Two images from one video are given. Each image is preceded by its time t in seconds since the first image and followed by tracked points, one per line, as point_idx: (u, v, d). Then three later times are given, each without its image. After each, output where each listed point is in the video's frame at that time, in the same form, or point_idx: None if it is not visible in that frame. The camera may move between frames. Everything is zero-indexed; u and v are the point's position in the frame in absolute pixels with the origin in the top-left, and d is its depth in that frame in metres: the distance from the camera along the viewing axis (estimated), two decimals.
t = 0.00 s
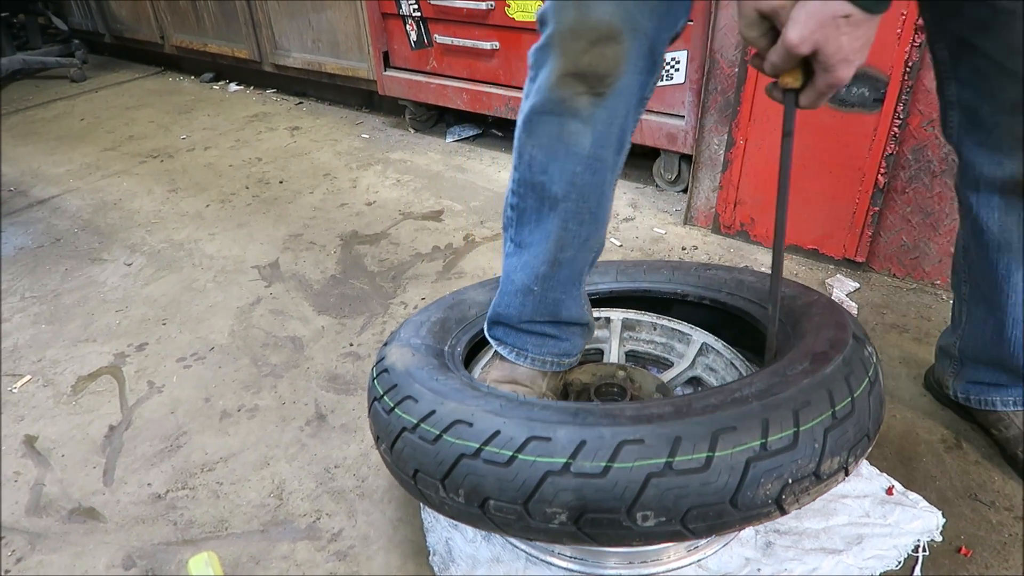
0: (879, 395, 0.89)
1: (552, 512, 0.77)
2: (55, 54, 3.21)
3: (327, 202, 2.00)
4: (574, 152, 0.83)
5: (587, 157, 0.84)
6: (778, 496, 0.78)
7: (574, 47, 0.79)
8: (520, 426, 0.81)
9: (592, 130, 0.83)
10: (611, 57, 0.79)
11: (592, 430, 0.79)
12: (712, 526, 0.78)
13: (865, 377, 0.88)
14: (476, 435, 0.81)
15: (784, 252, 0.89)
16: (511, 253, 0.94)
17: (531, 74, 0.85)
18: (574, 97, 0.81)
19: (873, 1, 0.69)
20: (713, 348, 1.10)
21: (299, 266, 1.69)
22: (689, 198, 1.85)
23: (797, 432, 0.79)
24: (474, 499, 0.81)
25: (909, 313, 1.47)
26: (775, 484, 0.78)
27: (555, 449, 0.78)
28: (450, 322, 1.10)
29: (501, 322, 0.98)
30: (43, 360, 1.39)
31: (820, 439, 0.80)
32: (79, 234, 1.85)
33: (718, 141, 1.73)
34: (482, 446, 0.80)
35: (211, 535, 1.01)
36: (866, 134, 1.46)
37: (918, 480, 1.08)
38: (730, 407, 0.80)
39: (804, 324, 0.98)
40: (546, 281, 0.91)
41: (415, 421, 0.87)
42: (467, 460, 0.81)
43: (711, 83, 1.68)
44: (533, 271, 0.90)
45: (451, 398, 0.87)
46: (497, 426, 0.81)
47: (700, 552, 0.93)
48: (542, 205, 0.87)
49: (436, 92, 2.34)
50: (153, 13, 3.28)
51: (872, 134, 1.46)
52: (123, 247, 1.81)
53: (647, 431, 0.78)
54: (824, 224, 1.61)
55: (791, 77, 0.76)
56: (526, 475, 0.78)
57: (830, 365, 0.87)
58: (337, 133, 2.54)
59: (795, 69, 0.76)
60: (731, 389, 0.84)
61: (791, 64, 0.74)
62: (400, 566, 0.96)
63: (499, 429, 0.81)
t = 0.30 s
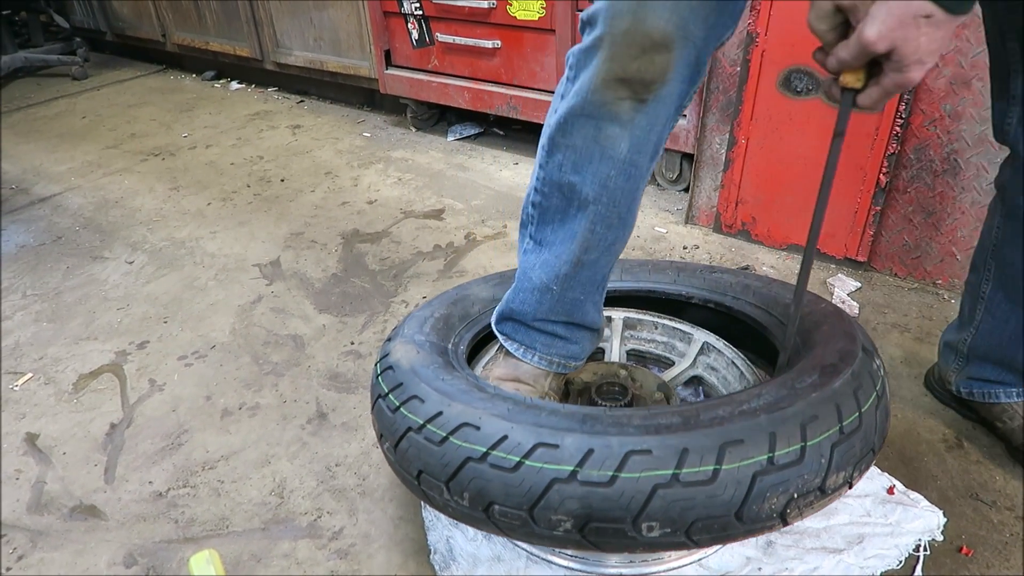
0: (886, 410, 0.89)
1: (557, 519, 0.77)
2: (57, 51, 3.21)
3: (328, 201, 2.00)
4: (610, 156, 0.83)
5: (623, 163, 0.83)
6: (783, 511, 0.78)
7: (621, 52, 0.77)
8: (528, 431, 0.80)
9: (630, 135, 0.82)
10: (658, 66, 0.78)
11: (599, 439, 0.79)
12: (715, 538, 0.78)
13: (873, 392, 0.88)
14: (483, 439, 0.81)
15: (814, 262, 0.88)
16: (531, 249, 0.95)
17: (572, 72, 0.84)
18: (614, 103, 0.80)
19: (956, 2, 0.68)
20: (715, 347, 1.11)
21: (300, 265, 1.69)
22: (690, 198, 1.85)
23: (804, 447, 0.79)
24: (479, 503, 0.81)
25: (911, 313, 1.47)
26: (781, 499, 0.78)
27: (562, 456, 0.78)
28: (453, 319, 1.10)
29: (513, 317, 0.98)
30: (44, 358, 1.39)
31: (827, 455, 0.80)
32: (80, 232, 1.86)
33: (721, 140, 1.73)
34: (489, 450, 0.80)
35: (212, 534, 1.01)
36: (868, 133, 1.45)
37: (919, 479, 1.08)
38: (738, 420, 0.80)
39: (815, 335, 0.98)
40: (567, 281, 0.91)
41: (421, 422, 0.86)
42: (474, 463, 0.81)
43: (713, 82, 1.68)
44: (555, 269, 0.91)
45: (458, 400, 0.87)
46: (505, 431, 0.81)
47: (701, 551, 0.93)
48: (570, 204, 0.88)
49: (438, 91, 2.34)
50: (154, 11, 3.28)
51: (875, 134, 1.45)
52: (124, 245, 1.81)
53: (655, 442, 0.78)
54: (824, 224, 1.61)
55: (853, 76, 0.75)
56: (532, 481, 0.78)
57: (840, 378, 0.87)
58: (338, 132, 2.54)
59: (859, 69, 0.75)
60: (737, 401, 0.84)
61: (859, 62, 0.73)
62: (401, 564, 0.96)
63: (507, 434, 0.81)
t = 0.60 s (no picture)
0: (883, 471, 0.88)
1: (552, 546, 0.77)
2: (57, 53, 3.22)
3: (328, 202, 2.00)
4: (603, 180, 0.82)
5: (615, 187, 0.83)
6: (776, 558, 0.78)
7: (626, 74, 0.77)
8: (531, 454, 0.80)
9: (624, 162, 0.81)
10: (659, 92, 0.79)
11: (601, 471, 0.78)
12: None
13: (874, 447, 0.88)
14: (484, 456, 0.81)
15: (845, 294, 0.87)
16: (525, 258, 0.93)
17: (575, 89, 0.83)
18: (613, 125, 0.80)
19: None
20: (715, 348, 1.14)
21: (301, 265, 1.69)
22: (690, 198, 1.85)
23: (803, 498, 0.79)
24: (475, 519, 0.81)
25: (911, 313, 1.47)
26: (776, 547, 0.78)
27: (564, 484, 0.78)
28: (459, 317, 1.10)
29: (511, 320, 0.98)
30: (44, 358, 1.39)
31: (824, 507, 0.80)
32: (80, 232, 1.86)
33: (721, 141, 1.72)
34: (491, 468, 0.80)
35: (213, 534, 1.01)
36: (869, 133, 1.47)
37: (920, 480, 1.08)
38: (741, 465, 0.79)
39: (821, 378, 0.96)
40: (560, 295, 0.91)
41: (423, 429, 0.87)
42: (474, 480, 0.81)
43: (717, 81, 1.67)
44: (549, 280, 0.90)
45: (463, 412, 0.87)
46: (508, 452, 0.81)
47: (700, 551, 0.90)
48: (562, 220, 0.86)
49: (438, 92, 2.34)
50: (154, 12, 3.28)
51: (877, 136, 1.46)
52: (125, 246, 1.81)
53: (658, 480, 0.78)
54: (824, 224, 1.61)
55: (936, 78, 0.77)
56: (531, 505, 0.78)
57: (844, 431, 0.86)
58: (339, 132, 2.54)
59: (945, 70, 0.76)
60: (742, 445, 0.83)
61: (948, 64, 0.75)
62: (401, 565, 0.96)
63: (510, 454, 0.81)
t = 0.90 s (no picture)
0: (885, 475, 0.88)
1: (553, 547, 0.77)
2: (58, 51, 3.22)
3: (329, 200, 2.00)
4: (626, 165, 0.83)
5: (638, 173, 0.83)
6: (777, 566, 0.78)
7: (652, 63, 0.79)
8: (535, 456, 0.80)
9: (647, 147, 0.82)
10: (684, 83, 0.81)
11: (605, 474, 0.78)
12: None
13: (876, 456, 0.87)
14: (488, 456, 0.81)
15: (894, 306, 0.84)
16: (542, 247, 0.93)
17: (603, 78, 0.85)
18: (638, 112, 0.81)
19: None
20: (716, 347, 1.15)
21: (302, 264, 1.69)
22: (691, 197, 1.85)
23: (805, 507, 0.78)
24: (476, 519, 0.81)
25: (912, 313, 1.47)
26: (777, 555, 0.77)
27: (567, 486, 0.78)
28: (461, 314, 1.11)
29: (523, 314, 0.99)
30: (45, 357, 1.39)
31: (826, 516, 0.79)
32: (81, 231, 1.86)
33: (721, 140, 1.72)
34: (494, 469, 0.80)
35: (213, 533, 1.01)
36: (871, 132, 1.47)
37: (921, 479, 1.08)
38: (743, 472, 0.79)
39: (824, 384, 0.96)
40: (577, 283, 0.91)
41: (426, 428, 0.87)
42: (477, 480, 0.80)
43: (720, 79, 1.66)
44: (566, 269, 0.90)
45: (466, 411, 0.87)
46: (512, 452, 0.81)
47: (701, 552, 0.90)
48: (582, 207, 0.87)
49: (439, 90, 2.34)
50: (155, 10, 3.28)
51: (880, 134, 1.45)
52: (125, 244, 1.81)
53: (661, 484, 0.78)
54: (825, 223, 1.61)
55: None
56: (534, 507, 0.78)
57: (846, 441, 0.86)
58: (340, 131, 2.54)
59: None
60: (744, 451, 0.83)
61: None
62: (401, 564, 0.96)
63: (513, 455, 0.81)
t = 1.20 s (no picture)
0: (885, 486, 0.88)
1: (554, 554, 0.77)
2: (59, 50, 3.22)
3: (330, 199, 2.00)
4: (637, 159, 0.84)
5: (648, 167, 0.84)
6: None
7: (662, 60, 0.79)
8: (539, 461, 0.81)
9: (657, 141, 0.83)
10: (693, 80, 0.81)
11: (609, 483, 0.79)
12: None
13: (876, 473, 0.87)
14: (492, 460, 0.81)
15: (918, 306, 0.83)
16: (547, 244, 0.93)
17: (612, 74, 0.85)
18: (649, 107, 0.82)
19: None
20: (717, 347, 1.15)
21: (302, 263, 1.69)
22: (692, 197, 1.85)
23: (805, 520, 0.78)
24: (477, 523, 0.80)
25: (913, 313, 1.47)
26: (778, 569, 0.76)
27: (570, 493, 0.78)
28: (464, 312, 1.11)
29: (525, 312, 0.98)
30: (46, 355, 1.39)
31: (826, 530, 0.79)
32: (82, 230, 1.86)
33: (723, 140, 1.72)
34: (498, 473, 0.80)
35: (213, 531, 1.02)
36: (873, 132, 1.47)
37: (921, 479, 1.08)
38: (742, 486, 0.80)
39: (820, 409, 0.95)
40: (584, 279, 0.91)
41: (429, 429, 0.87)
42: (479, 484, 0.80)
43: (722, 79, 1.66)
44: (573, 264, 0.90)
45: (470, 415, 0.87)
46: (516, 457, 0.81)
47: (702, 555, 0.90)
48: (590, 202, 0.87)
49: (440, 90, 2.34)
50: (156, 8, 3.28)
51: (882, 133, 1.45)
52: (126, 243, 1.81)
53: (663, 494, 0.78)
54: (826, 223, 1.61)
55: None
56: (536, 512, 0.77)
57: (843, 457, 0.85)
58: (340, 130, 2.54)
59: None
60: (743, 468, 0.84)
61: None
62: (401, 563, 0.97)
63: (517, 460, 0.81)
